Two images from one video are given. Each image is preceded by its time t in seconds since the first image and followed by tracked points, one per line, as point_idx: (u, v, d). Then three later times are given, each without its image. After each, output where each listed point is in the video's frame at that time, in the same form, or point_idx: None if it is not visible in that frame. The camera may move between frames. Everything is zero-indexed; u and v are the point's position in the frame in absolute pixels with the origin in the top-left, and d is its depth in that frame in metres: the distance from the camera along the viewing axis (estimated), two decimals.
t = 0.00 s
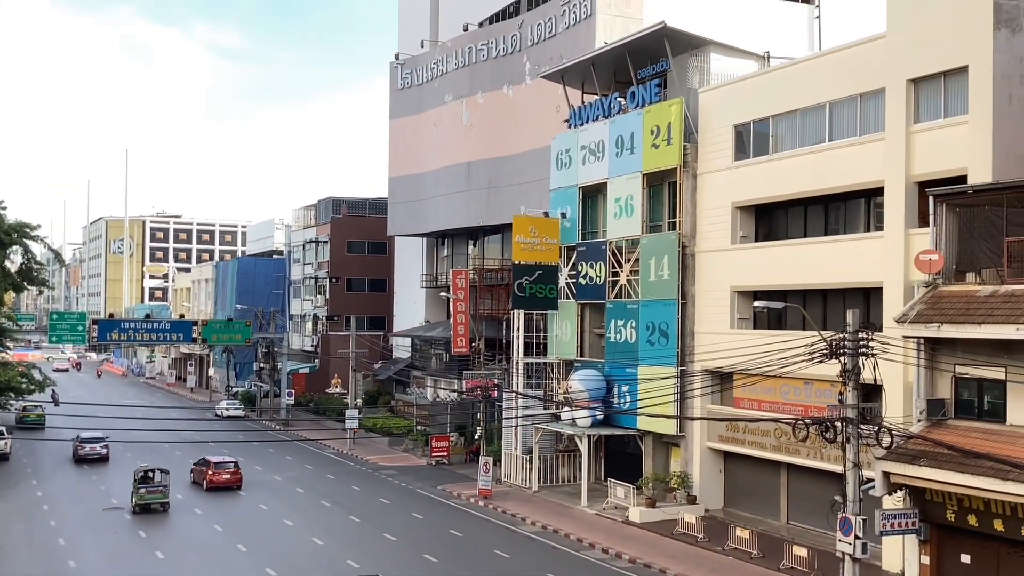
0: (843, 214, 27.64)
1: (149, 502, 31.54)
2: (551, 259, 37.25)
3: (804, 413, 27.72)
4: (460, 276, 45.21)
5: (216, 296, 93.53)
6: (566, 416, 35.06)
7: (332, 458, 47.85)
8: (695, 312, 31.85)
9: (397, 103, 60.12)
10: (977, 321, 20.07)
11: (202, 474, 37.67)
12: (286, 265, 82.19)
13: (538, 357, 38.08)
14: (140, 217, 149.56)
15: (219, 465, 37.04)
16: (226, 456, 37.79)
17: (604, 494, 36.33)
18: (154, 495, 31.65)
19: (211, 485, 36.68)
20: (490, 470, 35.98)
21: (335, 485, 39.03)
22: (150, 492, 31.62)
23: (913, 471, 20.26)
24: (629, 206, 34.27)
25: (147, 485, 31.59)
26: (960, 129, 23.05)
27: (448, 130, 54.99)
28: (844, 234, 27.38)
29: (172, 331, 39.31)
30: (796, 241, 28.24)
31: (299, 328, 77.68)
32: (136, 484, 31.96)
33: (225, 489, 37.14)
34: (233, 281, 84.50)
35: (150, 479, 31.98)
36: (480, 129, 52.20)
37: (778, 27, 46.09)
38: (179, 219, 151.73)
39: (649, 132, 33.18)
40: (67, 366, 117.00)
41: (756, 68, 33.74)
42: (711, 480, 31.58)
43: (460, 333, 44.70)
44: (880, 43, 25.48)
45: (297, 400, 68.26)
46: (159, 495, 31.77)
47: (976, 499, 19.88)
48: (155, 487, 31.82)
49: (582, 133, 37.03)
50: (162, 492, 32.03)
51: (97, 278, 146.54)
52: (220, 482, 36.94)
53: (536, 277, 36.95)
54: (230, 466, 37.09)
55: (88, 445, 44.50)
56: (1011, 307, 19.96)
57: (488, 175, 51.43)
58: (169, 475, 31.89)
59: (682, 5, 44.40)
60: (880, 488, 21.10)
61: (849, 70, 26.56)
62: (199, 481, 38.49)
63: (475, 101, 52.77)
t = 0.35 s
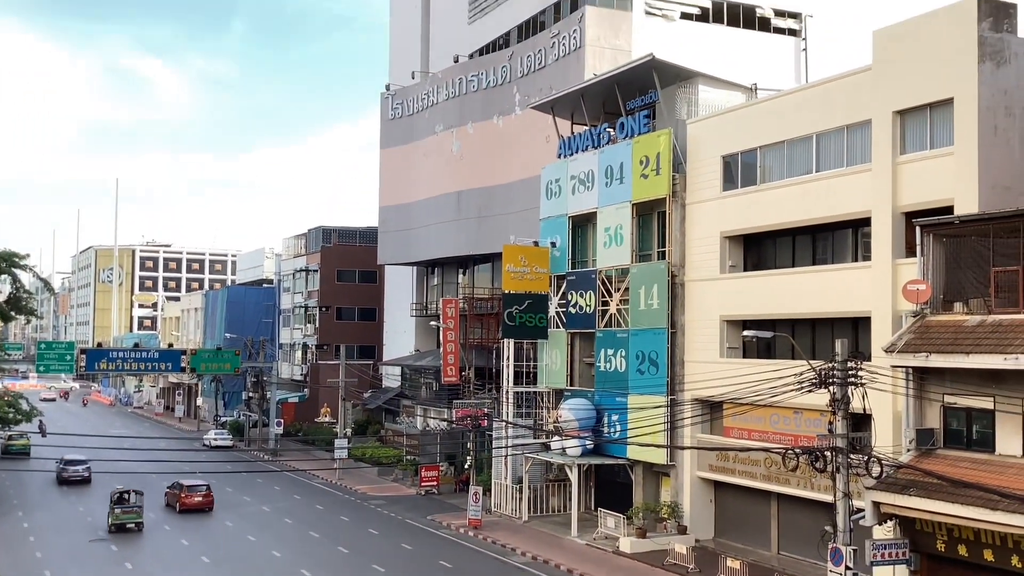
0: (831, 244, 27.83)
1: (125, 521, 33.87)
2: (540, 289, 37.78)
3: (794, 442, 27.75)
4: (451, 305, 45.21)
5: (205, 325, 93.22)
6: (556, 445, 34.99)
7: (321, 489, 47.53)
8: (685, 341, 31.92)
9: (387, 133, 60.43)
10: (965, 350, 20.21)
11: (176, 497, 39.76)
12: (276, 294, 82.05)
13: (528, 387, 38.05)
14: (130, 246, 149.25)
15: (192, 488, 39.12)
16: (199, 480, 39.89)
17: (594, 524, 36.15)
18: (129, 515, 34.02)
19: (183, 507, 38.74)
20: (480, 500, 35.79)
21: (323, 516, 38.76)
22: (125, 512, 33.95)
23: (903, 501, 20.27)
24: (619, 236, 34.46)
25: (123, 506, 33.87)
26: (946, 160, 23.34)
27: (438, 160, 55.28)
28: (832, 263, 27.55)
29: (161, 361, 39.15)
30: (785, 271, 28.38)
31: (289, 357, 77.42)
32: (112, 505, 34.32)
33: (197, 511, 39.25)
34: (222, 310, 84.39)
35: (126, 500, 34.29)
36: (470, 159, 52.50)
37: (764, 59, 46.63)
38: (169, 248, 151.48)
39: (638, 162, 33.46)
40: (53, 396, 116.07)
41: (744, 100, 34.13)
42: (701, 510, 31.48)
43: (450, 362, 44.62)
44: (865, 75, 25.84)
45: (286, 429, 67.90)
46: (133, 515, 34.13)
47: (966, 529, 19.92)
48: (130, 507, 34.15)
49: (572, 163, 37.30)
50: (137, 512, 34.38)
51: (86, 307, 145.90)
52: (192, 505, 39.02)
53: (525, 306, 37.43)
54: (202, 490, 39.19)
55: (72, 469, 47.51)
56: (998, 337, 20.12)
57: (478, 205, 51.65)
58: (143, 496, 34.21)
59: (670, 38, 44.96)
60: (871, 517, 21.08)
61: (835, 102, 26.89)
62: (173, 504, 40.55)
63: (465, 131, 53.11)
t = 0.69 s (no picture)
0: (822, 284, 27.96)
1: (101, 552, 36.05)
2: (532, 328, 37.77)
3: (787, 483, 27.68)
4: (444, 344, 45.00)
5: (197, 365, 92.86)
6: (550, 486, 34.79)
7: (312, 531, 47.08)
8: (678, 380, 31.92)
9: (381, 174, 60.78)
10: (957, 391, 20.28)
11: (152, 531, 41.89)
12: (268, 334, 81.93)
13: (521, 427, 37.96)
14: (122, 286, 149.00)
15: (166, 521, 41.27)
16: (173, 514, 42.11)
17: (588, 566, 35.83)
18: (105, 547, 36.17)
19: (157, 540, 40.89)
20: (472, 541, 35.49)
21: (314, 559, 38.39)
22: (102, 544, 36.09)
23: (897, 542, 20.22)
24: (611, 276, 34.63)
25: (100, 539, 36.08)
26: (935, 202, 23.59)
27: (432, 200, 55.57)
28: (823, 303, 27.67)
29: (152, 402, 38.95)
30: (777, 311, 28.52)
31: (281, 397, 77.10)
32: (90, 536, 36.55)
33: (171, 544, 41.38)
34: (215, 350, 84.25)
35: (104, 533, 36.44)
36: (463, 200, 52.79)
37: (754, 102, 47.10)
38: (162, 288, 151.25)
39: (630, 203, 33.72)
40: (43, 437, 115.07)
41: (734, 141, 34.50)
42: (696, 551, 31.24)
43: (443, 402, 44.43)
44: (853, 118, 26.20)
45: (278, 470, 67.44)
46: (109, 546, 36.29)
47: (961, 571, 19.99)
48: (107, 539, 36.32)
49: (565, 203, 37.56)
50: (113, 544, 36.53)
51: (77, 348, 145.17)
52: (165, 538, 41.18)
53: (518, 345, 37.44)
54: (176, 523, 41.34)
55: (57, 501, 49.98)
56: (990, 377, 20.21)
57: (471, 245, 51.90)
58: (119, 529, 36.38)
59: (660, 81, 45.60)
60: (865, 559, 21.00)
61: (824, 145, 27.22)
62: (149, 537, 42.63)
63: (458, 172, 53.48)
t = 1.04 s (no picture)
0: (818, 329, 27.95)
1: None
2: (529, 373, 37.99)
3: (786, 530, 27.46)
4: (439, 391, 44.20)
5: (192, 411, 92.36)
6: (546, 533, 34.46)
7: None
8: (675, 426, 31.79)
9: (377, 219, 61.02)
10: (955, 438, 20.24)
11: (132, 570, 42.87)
12: (264, 379, 81.66)
13: (518, 473, 37.72)
14: (117, 331, 148.60)
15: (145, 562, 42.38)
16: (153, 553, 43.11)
17: None
18: None
19: None
20: None
21: None
22: None
23: None
24: (607, 321, 34.67)
25: None
26: (929, 248, 23.75)
27: (428, 246, 55.75)
28: (819, 348, 27.65)
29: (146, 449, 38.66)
30: (773, 356, 28.52)
31: (276, 443, 76.62)
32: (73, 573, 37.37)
33: None
34: (210, 396, 83.93)
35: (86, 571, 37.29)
36: (459, 246, 53.00)
37: (747, 148, 47.51)
38: (157, 333, 150.88)
39: (625, 248, 33.88)
40: (34, 484, 113.82)
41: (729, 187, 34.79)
42: None
43: (438, 448, 44.18)
44: (846, 165, 26.47)
45: (272, 517, 66.79)
46: None
47: None
48: None
49: (561, 249, 37.72)
50: None
51: (72, 393, 144.33)
52: None
53: (514, 391, 37.43)
54: (155, 564, 42.42)
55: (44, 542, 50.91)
56: (987, 423, 20.18)
57: (467, 290, 52.01)
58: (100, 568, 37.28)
59: (655, 127, 46.14)
60: None
61: (817, 191, 27.45)
62: None
63: (454, 217, 53.74)
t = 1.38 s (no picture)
0: (817, 371, 27.82)
1: None
2: (525, 417, 37.43)
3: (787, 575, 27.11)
4: (438, 434, 44.60)
5: (188, 455, 91.68)
6: None
7: None
8: (675, 469, 31.56)
9: (376, 262, 61.12)
10: (956, 481, 20.10)
11: None
12: (261, 423, 81.23)
13: (516, 517, 37.37)
14: (115, 374, 148.02)
15: None
16: None
17: None
18: None
19: None
20: None
21: None
22: None
23: None
24: (606, 363, 34.59)
25: None
26: (927, 291, 23.77)
27: (426, 288, 55.78)
28: (819, 391, 27.51)
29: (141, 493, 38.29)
30: (772, 399, 28.38)
31: (272, 487, 75.97)
32: None
33: None
34: (207, 440, 83.39)
35: None
36: (457, 288, 53.05)
37: (744, 191, 47.82)
38: (155, 376, 150.34)
39: (624, 290, 33.93)
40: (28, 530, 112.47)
41: (727, 230, 34.93)
42: None
43: (437, 491, 43.64)
44: (842, 208, 26.61)
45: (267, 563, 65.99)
46: None
47: None
48: None
49: (559, 291, 37.74)
50: None
51: (68, 438, 143.32)
52: None
53: (514, 434, 37.00)
54: None
55: None
56: (988, 467, 20.06)
57: (466, 333, 51.96)
58: None
59: (652, 170, 46.45)
60: None
61: (815, 234, 27.56)
62: None
63: (452, 260, 53.84)
